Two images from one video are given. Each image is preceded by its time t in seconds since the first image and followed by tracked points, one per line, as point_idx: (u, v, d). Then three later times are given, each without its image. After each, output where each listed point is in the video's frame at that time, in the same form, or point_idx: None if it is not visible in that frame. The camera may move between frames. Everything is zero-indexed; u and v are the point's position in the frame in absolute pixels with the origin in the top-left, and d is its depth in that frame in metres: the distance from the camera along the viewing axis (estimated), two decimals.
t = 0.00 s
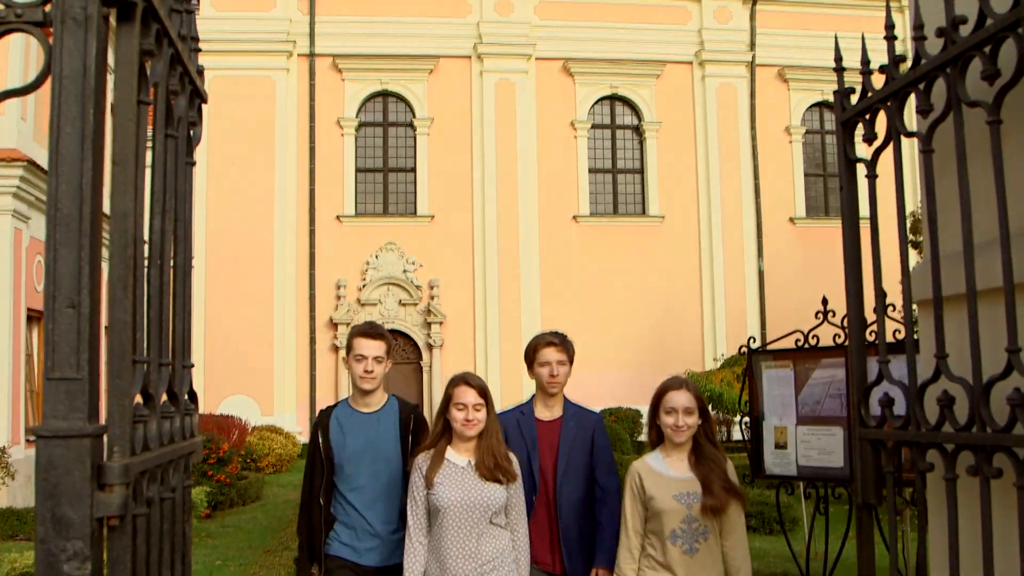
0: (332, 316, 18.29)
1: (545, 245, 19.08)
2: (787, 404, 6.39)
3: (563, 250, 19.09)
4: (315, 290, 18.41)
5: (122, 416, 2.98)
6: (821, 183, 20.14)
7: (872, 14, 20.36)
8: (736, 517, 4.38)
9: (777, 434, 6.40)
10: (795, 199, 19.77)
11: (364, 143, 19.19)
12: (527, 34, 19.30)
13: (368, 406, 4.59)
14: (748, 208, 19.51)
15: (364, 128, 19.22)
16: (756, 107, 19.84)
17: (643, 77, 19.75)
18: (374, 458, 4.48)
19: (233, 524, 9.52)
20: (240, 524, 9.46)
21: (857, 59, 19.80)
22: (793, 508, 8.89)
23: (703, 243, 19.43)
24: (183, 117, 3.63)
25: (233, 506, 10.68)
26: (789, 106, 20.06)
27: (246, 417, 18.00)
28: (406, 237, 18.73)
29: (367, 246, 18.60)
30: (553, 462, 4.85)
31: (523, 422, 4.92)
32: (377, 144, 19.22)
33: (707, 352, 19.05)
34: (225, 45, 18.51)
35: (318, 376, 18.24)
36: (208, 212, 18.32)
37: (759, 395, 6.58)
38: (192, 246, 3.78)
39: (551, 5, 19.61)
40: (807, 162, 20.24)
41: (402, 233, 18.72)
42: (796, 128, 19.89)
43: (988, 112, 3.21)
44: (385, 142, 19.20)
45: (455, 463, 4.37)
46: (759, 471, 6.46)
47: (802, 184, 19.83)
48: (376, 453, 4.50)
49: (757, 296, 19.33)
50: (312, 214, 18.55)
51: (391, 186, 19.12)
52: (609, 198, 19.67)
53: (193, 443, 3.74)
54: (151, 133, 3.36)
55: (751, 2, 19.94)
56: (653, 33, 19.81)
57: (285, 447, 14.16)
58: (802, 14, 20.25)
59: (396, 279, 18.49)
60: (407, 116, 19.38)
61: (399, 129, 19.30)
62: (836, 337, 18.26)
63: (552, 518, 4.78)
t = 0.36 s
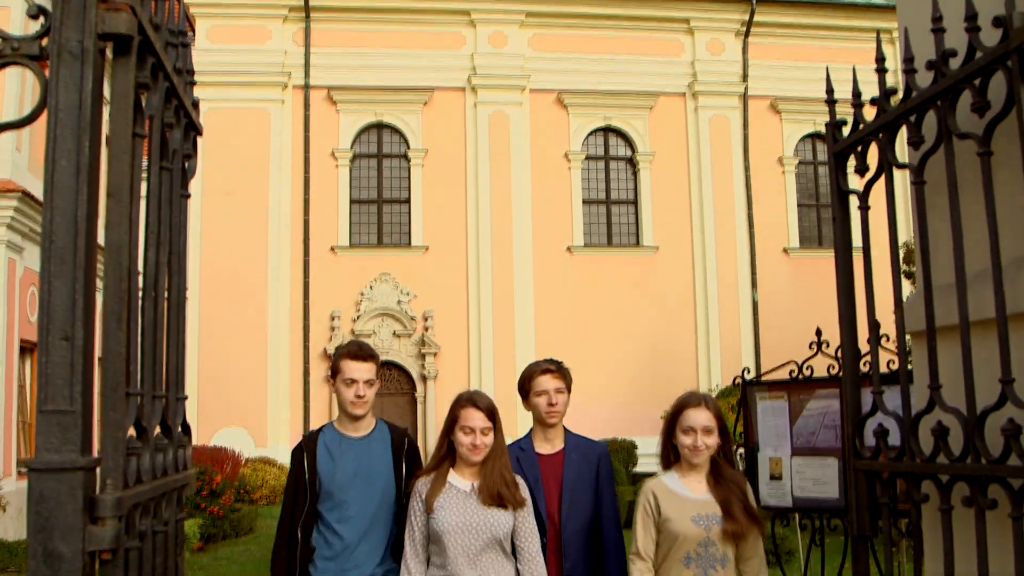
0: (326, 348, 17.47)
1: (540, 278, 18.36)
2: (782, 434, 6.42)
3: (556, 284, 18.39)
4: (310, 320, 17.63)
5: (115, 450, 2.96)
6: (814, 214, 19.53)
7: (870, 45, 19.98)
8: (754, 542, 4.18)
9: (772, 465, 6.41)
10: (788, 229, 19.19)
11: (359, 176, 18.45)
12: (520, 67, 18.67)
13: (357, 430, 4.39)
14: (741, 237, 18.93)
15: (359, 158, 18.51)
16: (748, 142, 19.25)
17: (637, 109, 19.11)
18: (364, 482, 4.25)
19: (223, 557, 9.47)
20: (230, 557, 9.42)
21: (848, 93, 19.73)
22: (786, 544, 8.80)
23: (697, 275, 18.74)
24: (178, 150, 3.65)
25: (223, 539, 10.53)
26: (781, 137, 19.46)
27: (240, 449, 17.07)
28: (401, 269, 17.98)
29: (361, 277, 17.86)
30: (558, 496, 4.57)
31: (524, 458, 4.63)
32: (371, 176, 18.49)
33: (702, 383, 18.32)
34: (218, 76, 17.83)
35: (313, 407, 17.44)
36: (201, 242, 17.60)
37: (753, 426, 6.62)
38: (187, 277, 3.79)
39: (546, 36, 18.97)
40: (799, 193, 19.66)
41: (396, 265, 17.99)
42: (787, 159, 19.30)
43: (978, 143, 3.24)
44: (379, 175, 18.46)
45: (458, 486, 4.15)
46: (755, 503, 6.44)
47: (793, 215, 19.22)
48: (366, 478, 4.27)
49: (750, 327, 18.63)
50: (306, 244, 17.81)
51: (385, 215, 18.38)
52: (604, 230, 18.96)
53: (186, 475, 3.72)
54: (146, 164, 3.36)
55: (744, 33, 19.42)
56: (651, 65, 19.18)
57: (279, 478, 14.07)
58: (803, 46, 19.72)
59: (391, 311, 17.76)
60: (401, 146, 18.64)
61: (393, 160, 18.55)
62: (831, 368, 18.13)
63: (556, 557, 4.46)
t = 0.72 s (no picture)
0: (320, 382, 17.44)
1: (534, 311, 18.35)
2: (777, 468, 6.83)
3: (549, 318, 18.36)
4: (304, 353, 17.60)
5: (105, 485, 2.93)
6: (807, 247, 19.60)
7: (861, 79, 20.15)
8: None
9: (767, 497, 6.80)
10: (781, 262, 19.20)
11: (353, 210, 18.46)
12: (513, 100, 18.78)
13: (355, 471, 4.19)
14: (734, 269, 18.97)
15: (353, 193, 18.50)
16: (741, 176, 19.32)
17: (629, 143, 19.19)
18: (362, 529, 4.09)
19: None
20: None
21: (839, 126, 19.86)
22: None
23: (691, 308, 18.77)
24: (172, 184, 3.66)
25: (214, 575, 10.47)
26: (773, 170, 19.54)
27: (232, 484, 16.94)
28: (395, 303, 17.97)
29: (355, 312, 17.83)
30: (571, 524, 4.45)
31: (533, 483, 4.47)
32: (365, 210, 18.48)
33: (695, 416, 18.30)
34: (213, 110, 17.90)
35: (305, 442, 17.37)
36: (194, 275, 17.54)
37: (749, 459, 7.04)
38: (180, 310, 3.79)
39: (539, 70, 19.13)
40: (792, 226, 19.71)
41: (390, 298, 17.98)
42: (780, 192, 19.37)
43: (968, 177, 3.29)
44: (373, 210, 18.47)
45: (458, 537, 4.03)
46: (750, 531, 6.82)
47: (786, 248, 19.26)
48: (364, 523, 4.10)
49: (743, 360, 18.66)
50: (300, 279, 17.79)
51: (380, 249, 18.36)
52: (597, 264, 19.01)
53: (177, 511, 3.68)
54: (141, 197, 3.37)
55: (736, 67, 19.61)
56: (644, 98, 19.29)
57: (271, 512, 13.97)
58: (795, 80, 19.88)
59: (384, 344, 17.72)
60: (395, 181, 18.67)
61: (387, 194, 18.57)
62: (824, 400, 18.10)
63: None
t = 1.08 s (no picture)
0: (313, 424, 17.33)
1: (528, 352, 18.34)
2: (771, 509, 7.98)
3: (542, 358, 18.37)
4: (297, 395, 17.54)
5: (97, 530, 2.91)
6: (801, 288, 19.64)
7: (851, 121, 20.34)
8: None
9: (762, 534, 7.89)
10: (775, 303, 19.24)
11: (348, 251, 18.49)
12: (507, 142, 18.92)
13: (367, 504, 4.13)
14: (727, 309, 19.01)
15: (347, 235, 18.55)
16: (734, 216, 19.44)
17: (623, 184, 19.29)
18: (372, 562, 4.02)
19: None
20: None
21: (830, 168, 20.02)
22: None
23: (685, 348, 18.77)
24: (167, 228, 3.68)
25: None
26: (766, 211, 19.65)
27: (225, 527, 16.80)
28: (389, 344, 17.94)
29: (349, 353, 17.79)
30: None
31: (551, 538, 4.22)
32: (359, 251, 18.52)
33: (690, 457, 18.24)
34: (208, 152, 17.97)
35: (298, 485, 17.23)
36: (188, 315, 17.54)
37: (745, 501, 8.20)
38: (173, 352, 3.79)
39: (533, 112, 19.28)
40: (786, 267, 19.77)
41: (384, 339, 17.95)
42: (773, 234, 19.47)
43: (960, 219, 3.32)
44: (367, 251, 18.49)
45: None
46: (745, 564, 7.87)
47: (780, 288, 19.30)
48: (374, 558, 4.03)
49: (738, 400, 18.61)
50: (295, 320, 17.78)
51: (373, 291, 18.36)
52: (591, 305, 19.03)
53: (168, 556, 3.64)
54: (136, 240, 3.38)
55: (728, 108, 19.78)
56: (637, 140, 19.44)
57: (265, 555, 13.79)
58: (787, 121, 20.05)
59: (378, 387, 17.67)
60: (389, 223, 18.72)
61: (381, 237, 18.60)
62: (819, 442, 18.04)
63: None
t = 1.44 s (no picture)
0: (307, 467, 17.19)
1: (523, 395, 18.28)
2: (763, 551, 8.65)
3: (537, 401, 18.31)
4: (291, 440, 17.43)
5: None
6: (796, 331, 19.66)
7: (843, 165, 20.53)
8: None
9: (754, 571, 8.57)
10: (770, 346, 19.24)
11: (343, 295, 18.51)
12: (502, 187, 19.02)
13: (366, 552, 4.06)
14: (723, 353, 18.99)
15: (343, 279, 18.56)
16: (728, 260, 19.51)
17: (618, 228, 19.36)
18: None
19: None
20: None
21: (823, 211, 20.15)
22: None
23: (681, 389, 18.74)
24: (163, 273, 3.70)
25: None
26: (760, 255, 19.72)
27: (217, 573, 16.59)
28: (384, 388, 17.89)
29: (343, 398, 17.73)
30: None
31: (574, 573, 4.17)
32: (354, 295, 18.54)
33: (687, 501, 18.11)
34: (203, 196, 18.01)
35: (292, 530, 17.05)
36: (182, 358, 17.46)
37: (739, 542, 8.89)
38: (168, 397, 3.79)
39: (528, 156, 19.41)
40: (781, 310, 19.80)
41: (379, 383, 17.90)
42: (768, 276, 19.52)
43: (953, 263, 3.37)
44: (362, 295, 18.51)
45: None
46: None
47: (775, 332, 19.32)
48: None
49: (734, 443, 18.54)
50: (290, 364, 17.73)
51: (369, 335, 18.36)
52: (586, 348, 19.04)
53: None
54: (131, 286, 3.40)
55: (722, 153, 19.97)
56: (631, 184, 19.56)
57: None
58: (780, 165, 20.20)
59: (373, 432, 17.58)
60: (385, 267, 18.75)
61: (376, 281, 18.63)
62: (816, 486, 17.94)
63: None
